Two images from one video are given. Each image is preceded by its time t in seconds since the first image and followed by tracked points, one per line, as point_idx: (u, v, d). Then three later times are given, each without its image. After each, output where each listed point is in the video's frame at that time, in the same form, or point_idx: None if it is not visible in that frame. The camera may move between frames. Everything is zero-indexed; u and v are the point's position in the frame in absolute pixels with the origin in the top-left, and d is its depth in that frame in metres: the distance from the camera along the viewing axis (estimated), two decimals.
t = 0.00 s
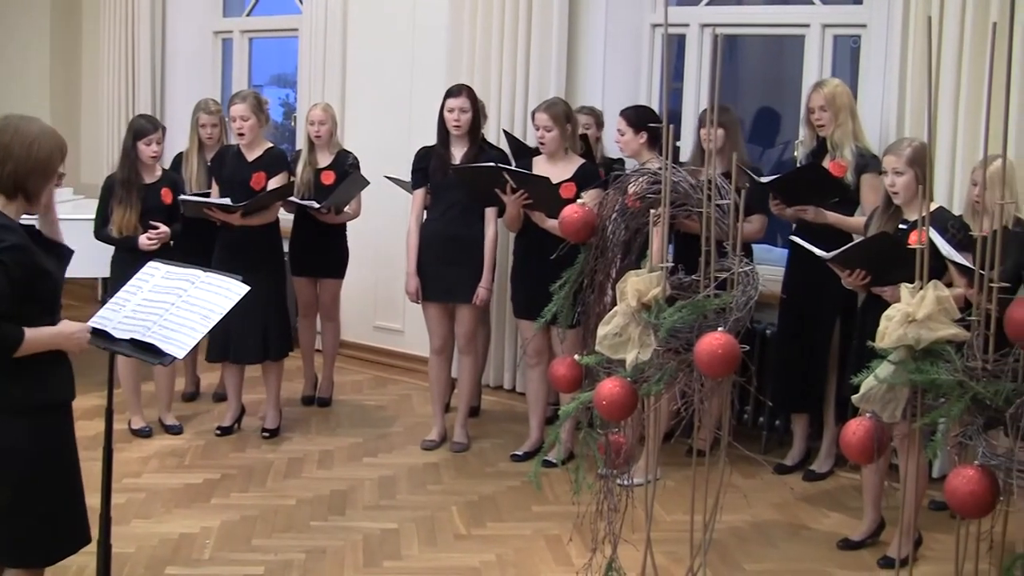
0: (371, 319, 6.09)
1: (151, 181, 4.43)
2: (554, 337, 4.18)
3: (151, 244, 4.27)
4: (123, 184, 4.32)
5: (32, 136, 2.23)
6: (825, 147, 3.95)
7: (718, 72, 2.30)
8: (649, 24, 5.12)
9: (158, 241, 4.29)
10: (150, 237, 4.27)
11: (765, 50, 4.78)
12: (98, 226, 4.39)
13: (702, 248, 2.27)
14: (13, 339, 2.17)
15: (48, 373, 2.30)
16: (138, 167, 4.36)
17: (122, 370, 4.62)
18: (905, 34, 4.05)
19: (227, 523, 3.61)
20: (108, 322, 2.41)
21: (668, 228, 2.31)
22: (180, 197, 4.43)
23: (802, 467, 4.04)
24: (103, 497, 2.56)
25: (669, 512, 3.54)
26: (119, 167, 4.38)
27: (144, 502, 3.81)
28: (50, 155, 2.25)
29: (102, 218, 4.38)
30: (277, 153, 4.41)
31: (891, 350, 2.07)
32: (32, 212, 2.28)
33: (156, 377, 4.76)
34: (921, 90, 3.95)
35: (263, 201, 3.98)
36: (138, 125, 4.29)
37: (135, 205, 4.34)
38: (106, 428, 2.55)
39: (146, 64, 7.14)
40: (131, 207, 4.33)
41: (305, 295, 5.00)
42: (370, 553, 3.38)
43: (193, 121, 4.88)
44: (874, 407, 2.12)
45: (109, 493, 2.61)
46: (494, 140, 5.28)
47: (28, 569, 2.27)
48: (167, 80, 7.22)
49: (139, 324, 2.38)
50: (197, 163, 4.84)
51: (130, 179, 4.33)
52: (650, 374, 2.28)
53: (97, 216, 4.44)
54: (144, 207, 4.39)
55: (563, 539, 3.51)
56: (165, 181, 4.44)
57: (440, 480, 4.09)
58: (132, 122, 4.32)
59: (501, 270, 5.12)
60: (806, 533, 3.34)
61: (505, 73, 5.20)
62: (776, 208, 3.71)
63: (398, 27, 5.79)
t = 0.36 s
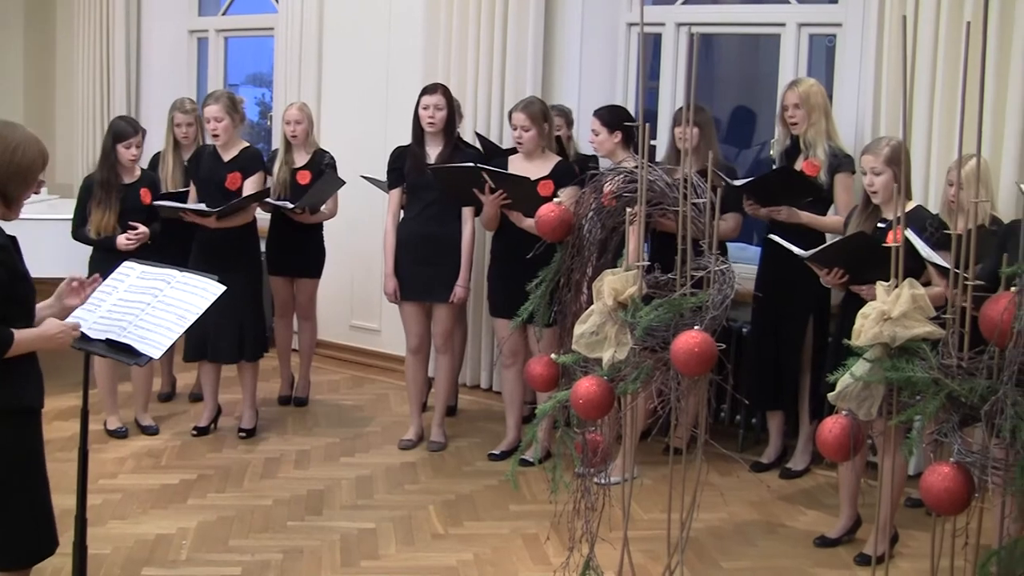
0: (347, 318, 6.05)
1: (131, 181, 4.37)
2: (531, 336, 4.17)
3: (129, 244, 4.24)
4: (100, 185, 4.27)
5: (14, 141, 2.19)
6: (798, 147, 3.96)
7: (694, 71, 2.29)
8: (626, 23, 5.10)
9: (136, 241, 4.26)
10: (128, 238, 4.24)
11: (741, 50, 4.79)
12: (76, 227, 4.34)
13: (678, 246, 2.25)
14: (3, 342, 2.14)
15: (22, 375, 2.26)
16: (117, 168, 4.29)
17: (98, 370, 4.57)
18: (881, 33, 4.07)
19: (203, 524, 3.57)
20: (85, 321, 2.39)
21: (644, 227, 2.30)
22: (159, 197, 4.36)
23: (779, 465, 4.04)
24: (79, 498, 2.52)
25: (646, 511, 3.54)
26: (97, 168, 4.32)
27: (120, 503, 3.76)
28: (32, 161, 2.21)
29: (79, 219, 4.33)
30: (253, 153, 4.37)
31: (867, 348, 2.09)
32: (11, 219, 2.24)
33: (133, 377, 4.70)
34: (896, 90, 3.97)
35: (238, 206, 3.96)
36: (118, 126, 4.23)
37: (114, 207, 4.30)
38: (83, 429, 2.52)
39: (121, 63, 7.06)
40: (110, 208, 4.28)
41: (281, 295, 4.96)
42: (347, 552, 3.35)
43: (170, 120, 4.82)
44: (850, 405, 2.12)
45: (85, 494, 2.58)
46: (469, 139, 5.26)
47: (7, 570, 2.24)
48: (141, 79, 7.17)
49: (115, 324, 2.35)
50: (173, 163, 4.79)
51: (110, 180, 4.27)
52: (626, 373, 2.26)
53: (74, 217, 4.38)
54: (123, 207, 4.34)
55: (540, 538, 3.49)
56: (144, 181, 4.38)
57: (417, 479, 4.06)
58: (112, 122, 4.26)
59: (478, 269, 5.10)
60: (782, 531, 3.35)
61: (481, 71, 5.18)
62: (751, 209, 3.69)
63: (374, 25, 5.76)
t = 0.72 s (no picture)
0: (324, 318, 6.01)
1: (111, 180, 4.33)
2: (509, 334, 4.16)
3: (110, 243, 4.19)
4: (81, 184, 4.22)
5: None
6: (772, 144, 3.98)
7: (670, 70, 2.28)
8: (602, 22, 5.06)
9: (118, 240, 4.21)
10: (109, 237, 4.20)
11: (718, 49, 4.80)
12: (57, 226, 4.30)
13: (655, 245, 2.25)
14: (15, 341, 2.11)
15: None
16: (98, 168, 4.25)
17: (75, 370, 4.51)
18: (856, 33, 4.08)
19: (180, 525, 3.53)
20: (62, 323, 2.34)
21: (621, 226, 2.29)
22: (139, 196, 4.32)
23: (756, 463, 4.06)
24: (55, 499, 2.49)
25: (624, 509, 3.53)
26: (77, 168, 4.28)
27: (97, 504, 3.72)
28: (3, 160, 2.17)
29: (60, 219, 4.28)
30: (231, 151, 4.32)
31: (843, 346, 2.10)
32: None
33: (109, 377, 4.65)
34: (872, 91, 3.99)
35: (216, 201, 3.92)
36: (99, 126, 4.17)
37: (94, 206, 4.24)
38: (60, 430, 2.48)
39: (96, 60, 6.98)
40: (90, 207, 4.23)
41: (257, 295, 4.93)
42: (324, 552, 3.33)
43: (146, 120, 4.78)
44: (826, 403, 2.13)
45: (61, 495, 2.55)
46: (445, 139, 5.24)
47: None
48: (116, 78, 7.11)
49: (91, 325, 2.32)
50: (150, 161, 4.72)
51: (90, 179, 4.23)
52: (603, 372, 2.26)
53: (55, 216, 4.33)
54: (103, 207, 4.29)
55: (517, 537, 3.48)
56: (125, 181, 4.34)
57: (395, 478, 4.04)
58: (94, 122, 4.21)
59: (455, 268, 5.08)
60: (759, 529, 3.36)
61: (458, 69, 5.16)
62: (727, 209, 3.70)
63: (350, 23, 5.72)
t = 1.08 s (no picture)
0: (293, 317, 5.96)
1: (82, 180, 4.24)
2: (477, 334, 4.14)
3: (79, 243, 4.13)
4: (52, 184, 4.15)
5: None
6: (738, 142, 3.98)
7: (638, 68, 2.28)
8: (571, 20, 5.08)
9: (87, 239, 4.16)
10: (78, 237, 4.14)
11: (686, 48, 4.81)
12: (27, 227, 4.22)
13: (623, 244, 2.25)
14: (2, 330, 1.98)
15: None
16: (69, 168, 4.19)
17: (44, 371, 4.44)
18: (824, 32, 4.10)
19: (149, 526, 3.48)
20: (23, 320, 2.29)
21: (589, 225, 2.28)
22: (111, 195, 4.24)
23: (725, 460, 4.07)
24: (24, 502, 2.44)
25: (594, 507, 3.53)
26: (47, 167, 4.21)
27: (65, 506, 3.65)
28: None
29: (31, 219, 4.20)
30: (202, 150, 4.26)
31: (811, 344, 2.10)
32: None
33: (78, 378, 4.58)
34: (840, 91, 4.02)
35: (185, 199, 3.86)
36: (70, 125, 4.11)
37: (66, 205, 4.18)
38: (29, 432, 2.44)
39: (62, 59, 6.89)
40: (61, 207, 4.16)
41: (225, 295, 4.87)
42: (294, 552, 3.29)
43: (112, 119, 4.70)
44: (795, 401, 2.14)
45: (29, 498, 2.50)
46: (414, 138, 5.20)
47: None
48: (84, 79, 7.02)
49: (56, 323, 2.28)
50: (118, 161, 4.66)
51: (61, 179, 4.16)
52: (572, 370, 2.25)
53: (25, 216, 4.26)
54: (74, 206, 4.22)
55: (488, 536, 3.46)
56: (97, 180, 4.26)
57: (365, 478, 4.01)
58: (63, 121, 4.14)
59: (424, 267, 5.05)
60: (730, 526, 3.36)
61: (426, 67, 5.13)
62: (696, 208, 3.70)
63: (318, 20, 5.67)
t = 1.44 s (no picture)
0: (263, 317, 5.90)
1: (54, 179, 4.20)
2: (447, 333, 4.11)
3: (51, 243, 4.04)
4: (22, 184, 4.10)
5: None
6: (707, 141, 4.00)
7: (607, 68, 2.27)
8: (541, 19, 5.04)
9: (59, 239, 4.08)
10: (50, 237, 4.05)
11: (656, 46, 4.80)
12: None
13: (593, 242, 2.23)
14: None
15: None
16: (39, 167, 4.14)
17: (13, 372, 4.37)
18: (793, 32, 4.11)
19: (119, 527, 3.43)
20: None
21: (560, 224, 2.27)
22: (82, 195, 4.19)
23: (696, 458, 4.08)
24: None
25: (565, 506, 3.52)
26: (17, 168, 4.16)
27: (33, 507, 3.59)
28: None
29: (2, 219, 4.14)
30: (172, 149, 4.20)
31: (781, 342, 2.10)
32: None
33: (46, 378, 4.50)
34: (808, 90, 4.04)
35: (156, 199, 3.80)
36: (38, 124, 4.07)
37: (37, 205, 4.12)
38: None
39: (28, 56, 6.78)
40: (33, 206, 4.11)
41: (195, 295, 4.81)
42: (265, 553, 3.25)
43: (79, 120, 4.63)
44: (764, 398, 2.14)
45: None
46: (383, 136, 5.17)
47: None
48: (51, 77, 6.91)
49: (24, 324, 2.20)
50: (85, 160, 4.56)
51: (31, 178, 4.11)
52: (543, 369, 2.23)
53: None
54: (45, 206, 4.17)
55: (459, 535, 3.43)
56: (68, 179, 4.21)
57: (335, 478, 3.97)
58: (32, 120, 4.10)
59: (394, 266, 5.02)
60: (701, 524, 3.37)
61: (396, 64, 5.09)
62: (666, 205, 3.70)
63: (287, 16, 5.62)
